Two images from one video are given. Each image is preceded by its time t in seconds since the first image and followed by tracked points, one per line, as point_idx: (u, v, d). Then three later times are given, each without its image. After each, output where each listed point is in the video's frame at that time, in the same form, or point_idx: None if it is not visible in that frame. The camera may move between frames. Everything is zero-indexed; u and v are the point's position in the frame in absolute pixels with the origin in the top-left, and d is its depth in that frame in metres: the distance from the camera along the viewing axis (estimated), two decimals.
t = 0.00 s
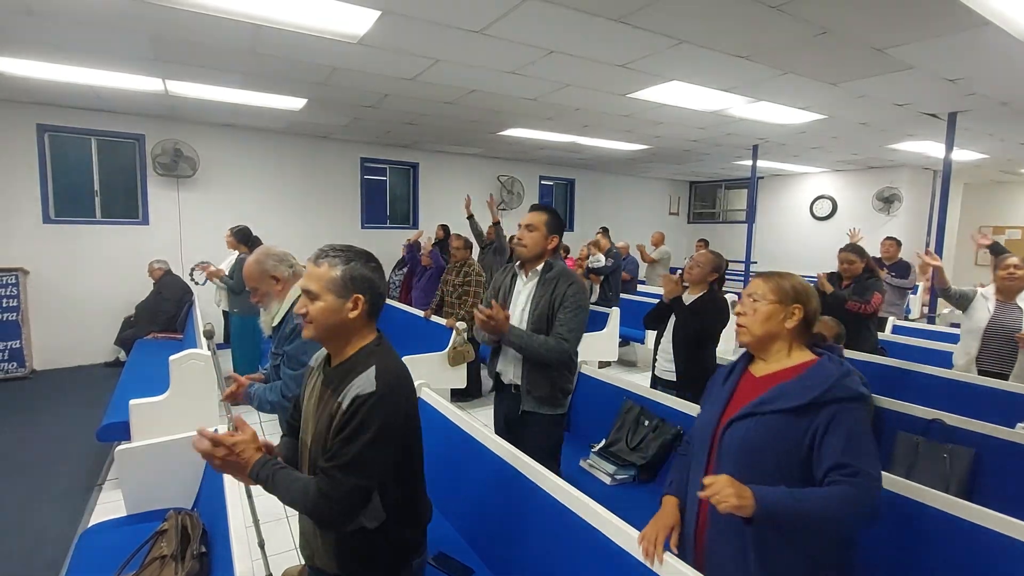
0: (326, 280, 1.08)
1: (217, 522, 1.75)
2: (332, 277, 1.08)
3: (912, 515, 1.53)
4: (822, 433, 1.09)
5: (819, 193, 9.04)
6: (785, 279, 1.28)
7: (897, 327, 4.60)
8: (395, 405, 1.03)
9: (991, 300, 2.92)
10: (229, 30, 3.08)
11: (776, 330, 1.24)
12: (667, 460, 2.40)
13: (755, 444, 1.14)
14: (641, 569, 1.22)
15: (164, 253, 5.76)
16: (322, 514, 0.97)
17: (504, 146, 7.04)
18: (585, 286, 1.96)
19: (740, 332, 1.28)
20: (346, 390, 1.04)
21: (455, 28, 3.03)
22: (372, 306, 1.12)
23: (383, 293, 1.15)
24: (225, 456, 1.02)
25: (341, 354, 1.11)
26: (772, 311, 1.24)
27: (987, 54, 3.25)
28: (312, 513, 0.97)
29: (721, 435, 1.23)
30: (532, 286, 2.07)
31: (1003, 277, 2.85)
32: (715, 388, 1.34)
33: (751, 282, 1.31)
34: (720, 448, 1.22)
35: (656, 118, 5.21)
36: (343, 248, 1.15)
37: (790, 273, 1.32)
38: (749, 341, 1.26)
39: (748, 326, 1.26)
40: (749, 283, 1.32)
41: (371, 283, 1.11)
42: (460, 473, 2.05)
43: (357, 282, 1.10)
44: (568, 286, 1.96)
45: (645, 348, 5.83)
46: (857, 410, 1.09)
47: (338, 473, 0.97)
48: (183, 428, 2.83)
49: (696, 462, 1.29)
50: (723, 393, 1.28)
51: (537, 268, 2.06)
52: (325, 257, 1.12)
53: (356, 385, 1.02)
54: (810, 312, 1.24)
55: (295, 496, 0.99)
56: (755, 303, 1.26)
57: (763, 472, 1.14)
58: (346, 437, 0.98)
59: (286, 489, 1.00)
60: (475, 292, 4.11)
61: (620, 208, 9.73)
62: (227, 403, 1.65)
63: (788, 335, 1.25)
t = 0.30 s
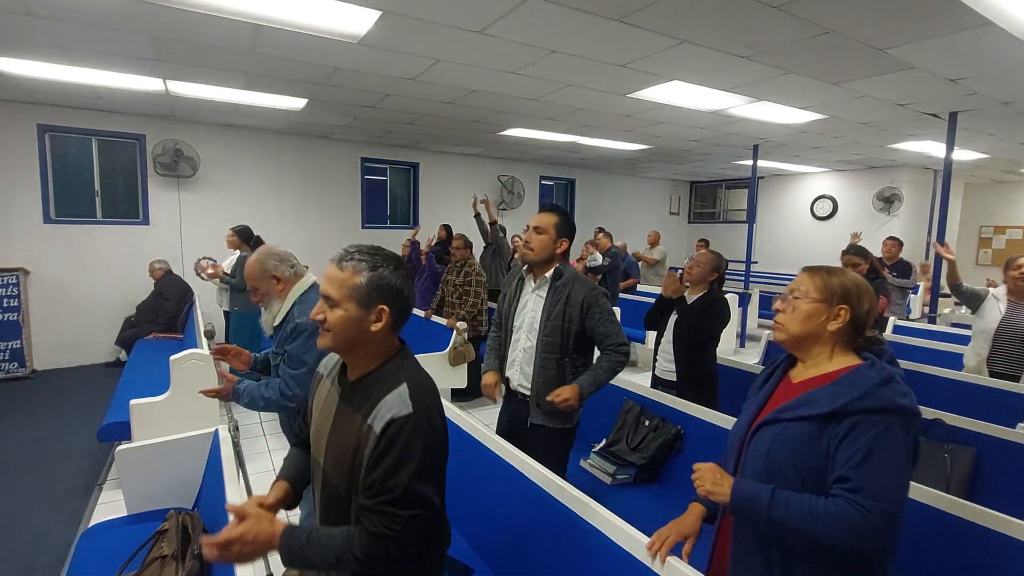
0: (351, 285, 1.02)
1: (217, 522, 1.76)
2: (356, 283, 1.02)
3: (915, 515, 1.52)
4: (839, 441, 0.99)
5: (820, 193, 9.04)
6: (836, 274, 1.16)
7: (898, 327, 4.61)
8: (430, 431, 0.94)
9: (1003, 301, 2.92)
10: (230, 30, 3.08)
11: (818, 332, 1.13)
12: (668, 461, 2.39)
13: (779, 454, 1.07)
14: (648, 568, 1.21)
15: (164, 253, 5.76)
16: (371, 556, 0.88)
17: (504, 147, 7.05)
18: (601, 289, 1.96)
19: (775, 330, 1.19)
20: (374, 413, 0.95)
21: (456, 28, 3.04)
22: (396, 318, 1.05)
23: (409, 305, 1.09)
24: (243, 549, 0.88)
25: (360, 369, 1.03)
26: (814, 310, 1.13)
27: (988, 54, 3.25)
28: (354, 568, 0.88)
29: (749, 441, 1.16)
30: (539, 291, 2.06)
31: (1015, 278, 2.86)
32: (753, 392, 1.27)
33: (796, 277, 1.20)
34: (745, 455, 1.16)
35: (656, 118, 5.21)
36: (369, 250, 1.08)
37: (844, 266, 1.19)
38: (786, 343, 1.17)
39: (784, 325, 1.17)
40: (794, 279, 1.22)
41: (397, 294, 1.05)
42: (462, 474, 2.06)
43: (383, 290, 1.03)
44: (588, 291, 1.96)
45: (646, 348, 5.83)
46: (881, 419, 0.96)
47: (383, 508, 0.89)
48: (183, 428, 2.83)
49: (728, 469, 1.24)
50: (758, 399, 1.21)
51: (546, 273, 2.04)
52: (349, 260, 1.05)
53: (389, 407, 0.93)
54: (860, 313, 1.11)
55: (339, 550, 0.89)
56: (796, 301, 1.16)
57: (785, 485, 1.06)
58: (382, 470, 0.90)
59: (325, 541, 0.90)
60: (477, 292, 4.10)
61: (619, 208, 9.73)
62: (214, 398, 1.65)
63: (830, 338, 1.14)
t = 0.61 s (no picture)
0: (363, 288, 1.01)
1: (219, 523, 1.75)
2: (368, 285, 1.01)
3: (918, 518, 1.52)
4: (875, 471, 0.98)
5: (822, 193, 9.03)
6: (849, 278, 1.16)
7: (901, 327, 4.60)
8: (440, 445, 0.93)
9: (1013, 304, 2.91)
10: (233, 30, 3.09)
11: (830, 339, 1.13)
12: (670, 461, 2.39)
13: (797, 472, 1.04)
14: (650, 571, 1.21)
15: (166, 253, 5.77)
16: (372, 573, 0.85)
17: (506, 147, 7.05)
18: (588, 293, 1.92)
19: (783, 336, 1.19)
20: (385, 423, 0.94)
21: (458, 28, 3.04)
22: (410, 322, 1.04)
23: (425, 308, 1.07)
24: (233, 532, 0.82)
25: (374, 370, 1.04)
26: (827, 317, 1.13)
27: (991, 54, 3.24)
28: None
29: (757, 456, 1.12)
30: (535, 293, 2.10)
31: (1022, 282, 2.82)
32: (753, 394, 1.25)
33: (807, 279, 1.21)
34: (755, 469, 1.12)
35: (658, 118, 5.21)
36: (386, 249, 1.08)
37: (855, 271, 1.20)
38: (796, 349, 1.17)
39: (796, 331, 1.16)
40: (805, 281, 1.21)
41: (410, 298, 1.03)
42: (464, 476, 2.06)
43: (396, 293, 1.02)
44: (569, 290, 1.94)
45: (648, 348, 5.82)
46: (916, 446, 0.98)
47: (390, 524, 0.87)
48: (186, 428, 2.84)
49: (728, 478, 1.20)
50: (764, 406, 1.18)
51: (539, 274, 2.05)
52: (364, 259, 1.05)
53: (400, 417, 0.93)
54: (874, 323, 1.12)
55: (337, 560, 0.86)
56: (808, 305, 1.16)
57: (803, 504, 1.04)
58: (388, 484, 0.88)
59: (323, 559, 0.86)
60: (477, 292, 4.11)
61: (621, 208, 9.73)
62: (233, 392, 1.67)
63: (842, 346, 1.14)
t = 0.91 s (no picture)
0: (399, 285, 1.03)
1: (256, 515, 1.81)
2: (405, 284, 1.03)
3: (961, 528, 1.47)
4: (889, 470, 1.05)
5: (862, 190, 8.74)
6: (854, 283, 1.19)
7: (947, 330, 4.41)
8: (470, 441, 0.94)
9: None
10: (271, 37, 3.18)
11: (833, 342, 1.16)
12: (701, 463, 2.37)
13: (819, 469, 1.06)
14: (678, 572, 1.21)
15: (207, 254, 5.98)
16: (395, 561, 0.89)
17: (536, 147, 7.05)
18: (581, 280, 1.88)
19: (785, 334, 1.20)
20: (415, 415, 0.97)
21: (489, 30, 3.06)
22: (443, 322, 1.05)
23: (458, 311, 1.07)
24: (289, 479, 0.97)
25: (406, 367, 1.06)
26: (832, 322, 1.15)
27: None
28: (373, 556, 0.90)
29: (772, 459, 1.13)
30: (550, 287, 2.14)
31: None
32: (749, 390, 1.25)
33: (813, 281, 1.23)
34: (770, 472, 1.12)
35: (690, 116, 5.13)
36: (425, 251, 1.10)
37: (852, 275, 1.24)
38: (799, 349, 1.17)
39: (801, 335, 1.16)
40: (809, 283, 1.24)
41: (443, 298, 1.04)
42: (493, 474, 2.08)
43: (429, 294, 1.03)
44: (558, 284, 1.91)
45: (679, 349, 5.74)
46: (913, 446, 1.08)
47: (410, 512, 0.88)
48: (225, 422, 2.94)
49: (733, 476, 1.20)
50: (768, 405, 1.18)
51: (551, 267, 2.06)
52: (401, 259, 1.07)
53: (431, 410, 0.94)
54: (873, 330, 1.16)
55: (361, 533, 0.92)
56: (815, 311, 1.17)
57: (821, 501, 1.06)
58: (415, 473, 0.90)
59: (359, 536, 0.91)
60: (506, 292, 4.12)
61: (652, 207, 9.60)
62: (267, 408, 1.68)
63: (841, 351, 1.18)
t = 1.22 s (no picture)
0: (449, 296, 1.06)
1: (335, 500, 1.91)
2: (454, 295, 1.06)
3: None
4: (953, 461, 1.04)
5: (970, 182, 7.91)
6: (894, 271, 1.19)
7: None
8: (530, 451, 0.96)
9: None
10: (349, 48, 3.35)
11: (880, 330, 1.15)
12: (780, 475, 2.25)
13: (880, 464, 1.05)
14: None
15: (292, 254, 6.39)
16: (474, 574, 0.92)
17: (604, 145, 6.96)
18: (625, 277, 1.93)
19: (832, 326, 1.20)
20: (476, 428, 0.99)
21: (557, 29, 3.06)
22: (495, 330, 1.07)
23: (512, 319, 1.08)
24: (361, 509, 1.02)
25: (467, 377, 1.08)
26: (879, 309, 1.15)
27: None
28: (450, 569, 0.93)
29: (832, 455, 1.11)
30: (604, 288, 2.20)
31: None
32: (804, 388, 1.23)
33: (853, 272, 1.22)
34: (830, 468, 1.11)
35: (770, 107, 4.86)
36: (472, 260, 1.12)
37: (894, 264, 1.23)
38: (847, 340, 1.18)
39: (846, 323, 1.17)
40: (851, 273, 1.23)
41: (496, 307, 1.06)
42: (559, 474, 2.09)
43: (480, 303, 1.05)
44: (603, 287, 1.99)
45: (755, 354, 5.47)
46: (980, 435, 1.06)
47: (477, 524, 0.91)
48: (306, 412, 3.14)
49: (794, 476, 1.17)
50: (824, 400, 1.16)
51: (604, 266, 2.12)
52: (451, 270, 1.10)
53: (489, 423, 0.97)
54: (920, 314, 1.15)
55: (436, 547, 0.95)
56: (858, 298, 1.17)
57: (883, 495, 1.06)
58: (480, 484, 0.93)
59: (432, 542, 0.96)
60: (574, 292, 4.11)
61: (727, 204, 9.19)
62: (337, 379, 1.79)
63: (891, 337, 1.17)
